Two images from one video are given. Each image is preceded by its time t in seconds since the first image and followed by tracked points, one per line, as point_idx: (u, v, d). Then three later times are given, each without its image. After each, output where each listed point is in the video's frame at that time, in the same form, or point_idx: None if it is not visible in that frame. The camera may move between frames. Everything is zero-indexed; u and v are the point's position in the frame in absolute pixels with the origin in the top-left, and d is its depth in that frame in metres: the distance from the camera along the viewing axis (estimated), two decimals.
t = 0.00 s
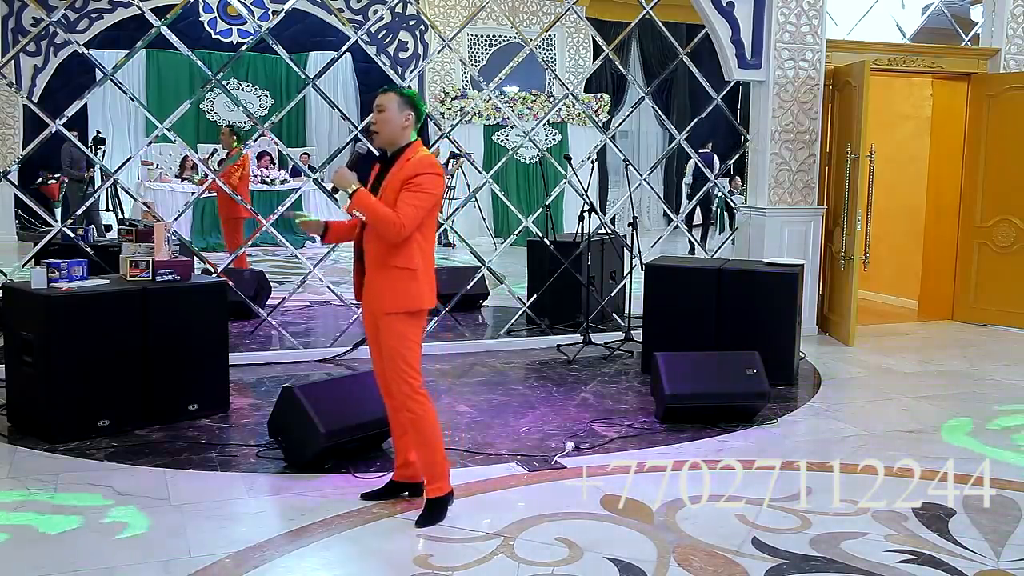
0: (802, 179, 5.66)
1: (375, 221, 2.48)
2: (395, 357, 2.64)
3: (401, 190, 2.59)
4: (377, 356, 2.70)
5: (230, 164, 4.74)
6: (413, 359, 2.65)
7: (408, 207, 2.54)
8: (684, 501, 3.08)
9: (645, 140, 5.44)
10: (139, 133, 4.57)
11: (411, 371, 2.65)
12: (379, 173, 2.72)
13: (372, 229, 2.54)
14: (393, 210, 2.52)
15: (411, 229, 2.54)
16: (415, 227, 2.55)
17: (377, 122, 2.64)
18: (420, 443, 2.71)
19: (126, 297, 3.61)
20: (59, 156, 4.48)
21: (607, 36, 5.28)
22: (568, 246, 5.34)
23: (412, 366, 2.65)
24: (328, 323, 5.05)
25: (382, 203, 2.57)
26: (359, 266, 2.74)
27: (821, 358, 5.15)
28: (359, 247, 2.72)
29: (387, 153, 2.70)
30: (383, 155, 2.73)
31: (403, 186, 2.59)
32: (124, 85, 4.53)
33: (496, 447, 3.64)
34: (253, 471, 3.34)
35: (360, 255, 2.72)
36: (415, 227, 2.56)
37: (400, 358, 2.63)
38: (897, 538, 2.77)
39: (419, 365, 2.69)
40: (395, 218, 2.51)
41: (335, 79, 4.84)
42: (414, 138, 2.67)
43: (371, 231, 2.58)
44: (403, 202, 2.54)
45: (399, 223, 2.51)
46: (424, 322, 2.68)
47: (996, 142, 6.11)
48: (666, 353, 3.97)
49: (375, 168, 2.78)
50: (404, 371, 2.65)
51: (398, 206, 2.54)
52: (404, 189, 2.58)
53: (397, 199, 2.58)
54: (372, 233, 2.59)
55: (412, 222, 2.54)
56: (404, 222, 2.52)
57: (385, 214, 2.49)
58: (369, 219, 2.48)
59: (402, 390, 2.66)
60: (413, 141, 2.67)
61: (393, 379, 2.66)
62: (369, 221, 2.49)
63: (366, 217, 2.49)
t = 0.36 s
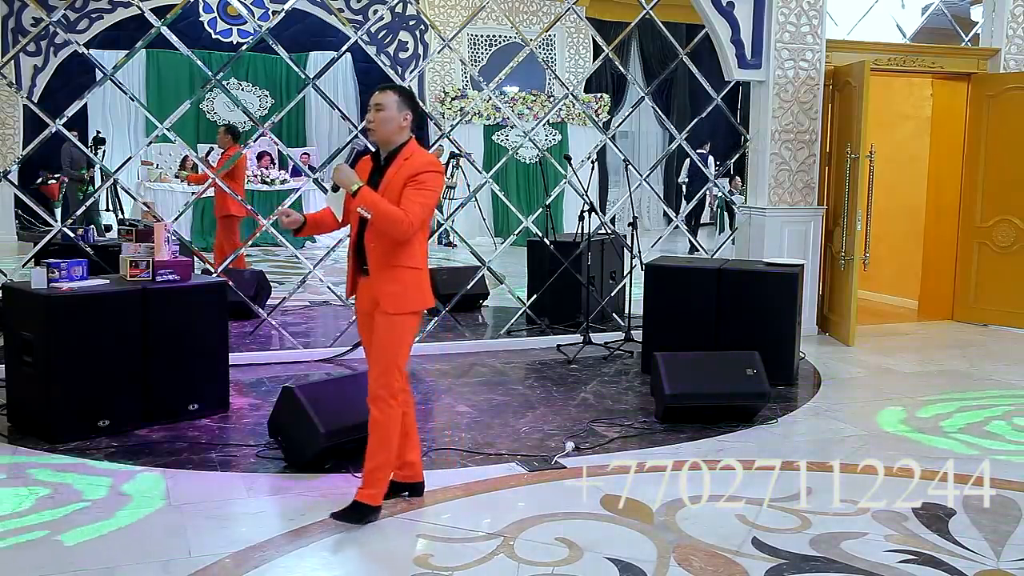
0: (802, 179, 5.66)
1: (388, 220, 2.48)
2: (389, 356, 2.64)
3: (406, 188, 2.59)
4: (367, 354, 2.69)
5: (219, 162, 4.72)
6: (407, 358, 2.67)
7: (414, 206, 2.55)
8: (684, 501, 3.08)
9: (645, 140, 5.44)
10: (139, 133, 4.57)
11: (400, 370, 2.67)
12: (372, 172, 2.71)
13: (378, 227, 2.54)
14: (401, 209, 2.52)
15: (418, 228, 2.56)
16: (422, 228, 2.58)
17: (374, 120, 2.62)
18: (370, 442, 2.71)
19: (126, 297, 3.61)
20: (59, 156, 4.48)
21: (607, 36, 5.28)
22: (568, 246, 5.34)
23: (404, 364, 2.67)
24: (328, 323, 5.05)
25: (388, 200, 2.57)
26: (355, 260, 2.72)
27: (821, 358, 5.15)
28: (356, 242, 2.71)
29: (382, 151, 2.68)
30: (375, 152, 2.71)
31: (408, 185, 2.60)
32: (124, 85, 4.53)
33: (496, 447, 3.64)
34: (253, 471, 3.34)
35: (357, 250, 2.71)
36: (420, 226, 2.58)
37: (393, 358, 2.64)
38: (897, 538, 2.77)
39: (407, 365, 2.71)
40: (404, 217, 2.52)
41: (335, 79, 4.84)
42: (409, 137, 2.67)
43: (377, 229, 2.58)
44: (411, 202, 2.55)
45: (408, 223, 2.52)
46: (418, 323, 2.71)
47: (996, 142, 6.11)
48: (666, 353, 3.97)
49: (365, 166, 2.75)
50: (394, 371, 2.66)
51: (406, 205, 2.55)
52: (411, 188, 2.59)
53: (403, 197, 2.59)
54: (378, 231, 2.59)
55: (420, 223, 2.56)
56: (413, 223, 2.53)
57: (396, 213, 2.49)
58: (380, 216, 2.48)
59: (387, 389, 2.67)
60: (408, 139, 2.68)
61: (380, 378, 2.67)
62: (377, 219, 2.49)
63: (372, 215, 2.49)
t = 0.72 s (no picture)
0: (803, 179, 5.66)
1: (351, 222, 2.46)
2: (357, 362, 2.61)
3: (378, 191, 2.57)
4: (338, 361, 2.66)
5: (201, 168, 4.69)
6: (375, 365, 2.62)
7: (382, 208, 2.52)
8: (685, 501, 3.08)
9: (645, 140, 5.44)
10: (139, 133, 4.57)
11: (369, 378, 2.63)
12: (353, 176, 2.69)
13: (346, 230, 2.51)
14: (366, 211, 2.49)
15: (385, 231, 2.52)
16: (388, 231, 2.53)
17: (357, 119, 2.63)
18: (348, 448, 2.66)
19: (126, 297, 3.61)
20: (59, 156, 4.48)
21: (607, 36, 5.28)
22: (568, 245, 5.34)
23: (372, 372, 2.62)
24: (327, 324, 5.07)
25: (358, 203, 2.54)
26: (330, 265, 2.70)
27: (821, 358, 5.15)
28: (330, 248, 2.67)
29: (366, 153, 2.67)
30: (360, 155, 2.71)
31: (380, 186, 2.57)
32: (124, 85, 4.53)
33: (496, 447, 3.64)
34: (253, 471, 3.34)
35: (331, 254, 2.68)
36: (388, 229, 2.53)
37: (362, 365, 2.60)
38: (897, 538, 2.77)
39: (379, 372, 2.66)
40: (369, 219, 2.48)
41: (335, 79, 4.84)
42: (393, 138, 2.66)
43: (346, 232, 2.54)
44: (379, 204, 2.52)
45: (373, 225, 2.48)
46: (391, 330, 2.64)
47: (996, 142, 6.11)
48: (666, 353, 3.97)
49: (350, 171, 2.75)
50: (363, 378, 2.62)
51: (374, 208, 2.52)
52: (381, 190, 2.56)
53: (374, 199, 2.56)
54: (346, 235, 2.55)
55: (386, 225, 2.51)
56: (378, 226, 2.49)
57: (363, 216, 2.46)
58: (345, 217, 2.46)
59: (356, 396, 2.63)
60: (392, 140, 2.66)
61: (349, 385, 2.63)
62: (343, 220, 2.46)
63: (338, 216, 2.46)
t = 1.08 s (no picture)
0: (803, 179, 5.66)
1: (327, 222, 2.45)
2: (345, 365, 2.61)
3: (358, 189, 2.54)
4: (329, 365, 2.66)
5: (190, 163, 4.67)
6: (363, 366, 2.62)
7: (361, 206, 2.50)
8: (685, 500, 3.08)
9: (645, 140, 5.44)
10: (139, 133, 4.57)
11: (360, 380, 2.62)
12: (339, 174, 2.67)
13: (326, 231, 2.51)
14: (344, 210, 2.47)
15: (364, 230, 2.50)
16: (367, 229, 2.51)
17: (341, 118, 2.61)
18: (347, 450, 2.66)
19: (125, 298, 3.61)
20: (59, 156, 4.47)
21: (607, 36, 5.28)
22: (568, 245, 5.34)
23: (361, 373, 2.61)
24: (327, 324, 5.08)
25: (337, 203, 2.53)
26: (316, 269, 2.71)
27: (821, 358, 5.15)
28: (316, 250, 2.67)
29: (352, 151, 2.65)
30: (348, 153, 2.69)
31: (359, 184, 2.56)
32: (124, 85, 4.53)
33: (496, 447, 3.64)
34: (253, 471, 3.34)
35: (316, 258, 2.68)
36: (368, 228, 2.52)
37: (351, 368, 2.60)
38: (897, 538, 2.77)
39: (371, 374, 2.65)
40: (347, 217, 2.47)
41: (335, 79, 4.85)
42: (379, 134, 2.63)
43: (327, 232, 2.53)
44: (357, 202, 2.50)
45: (351, 223, 2.47)
46: (378, 331, 2.63)
47: (996, 142, 6.11)
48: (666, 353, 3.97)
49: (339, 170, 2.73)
50: (354, 381, 2.61)
51: (352, 207, 2.50)
52: (359, 188, 2.54)
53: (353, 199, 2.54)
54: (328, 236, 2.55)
55: (365, 224, 2.50)
56: (356, 224, 2.48)
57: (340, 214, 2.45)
58: (323, 217, 2.45)
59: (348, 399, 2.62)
60: (378, 137, 2.63)
61: (339, 388, 2.63)
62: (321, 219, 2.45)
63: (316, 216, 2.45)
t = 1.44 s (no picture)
0: (806, 178, 5.66)
1: (327, 227, 2.44)
2: (344, 368, 2.61)
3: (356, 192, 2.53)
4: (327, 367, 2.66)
5: (190, 163, 4.66)
6: (363, 369, 2.61)
7: (361, 210, 2.49)
8: (688, 501, 3.08)
9: (647, 140, 5.44)
10: (141, 133, 4.57)
11: (360, 383, 2.62)
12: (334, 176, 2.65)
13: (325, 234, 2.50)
14: (344, 214, 2.46)
15: (364, 234, 2.49)
16: (367, 233, 2.50)
17: (334, 119, 2.59)
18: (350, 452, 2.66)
19: (129, 298, 3.61)
20: (62, 156, 4.48)
21: (609, 36, 5.28)
22: (570, 245, 5.33)
23: (361, 376, 2.61)
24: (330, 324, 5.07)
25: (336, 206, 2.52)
26: (313, 269, 2.70)
27: (824, 358, 5.16)
28: (313, 252, 2.66)
29: (347, 152, 2.64)
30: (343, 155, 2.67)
31: (358, 187, 2.54)
32: (126, 85, 4.53)
33: (499, 447, 3.64)
34: (256, 471, 3.34)
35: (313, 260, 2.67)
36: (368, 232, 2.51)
37: (351, 370, 2.60)
38: (900, 539, 2.77)
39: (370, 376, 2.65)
40: (347, 222, 2.46)
41: (337, 80, 4.85)
42: (374, 134, 2.62)
43: (326, 236, 2.52)
44: (357, 206, 2.49)
45: (352, 228, 2.46)
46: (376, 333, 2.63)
47: (998, 142, 6.11)
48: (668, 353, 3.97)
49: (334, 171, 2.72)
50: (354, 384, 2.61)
51: (352, 210, 2.49)
52: (359, 192, 2.53)
53: (352, 201, 2.53)
54: (326, 239, 2.53)
55: (365, 227, 2.49)
56: (357, 228, 2.47)
57: (340, 218, 2.44)
58: (324, 222, 2.43)
59: (347, 401, 2.62)
60: (372, 138, 2.62)
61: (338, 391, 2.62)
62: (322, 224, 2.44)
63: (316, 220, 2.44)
